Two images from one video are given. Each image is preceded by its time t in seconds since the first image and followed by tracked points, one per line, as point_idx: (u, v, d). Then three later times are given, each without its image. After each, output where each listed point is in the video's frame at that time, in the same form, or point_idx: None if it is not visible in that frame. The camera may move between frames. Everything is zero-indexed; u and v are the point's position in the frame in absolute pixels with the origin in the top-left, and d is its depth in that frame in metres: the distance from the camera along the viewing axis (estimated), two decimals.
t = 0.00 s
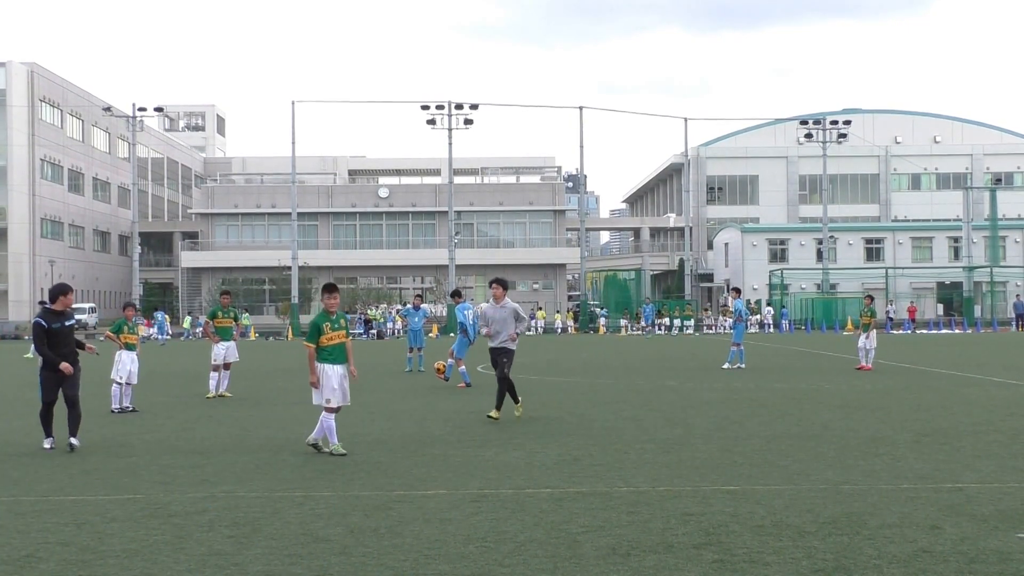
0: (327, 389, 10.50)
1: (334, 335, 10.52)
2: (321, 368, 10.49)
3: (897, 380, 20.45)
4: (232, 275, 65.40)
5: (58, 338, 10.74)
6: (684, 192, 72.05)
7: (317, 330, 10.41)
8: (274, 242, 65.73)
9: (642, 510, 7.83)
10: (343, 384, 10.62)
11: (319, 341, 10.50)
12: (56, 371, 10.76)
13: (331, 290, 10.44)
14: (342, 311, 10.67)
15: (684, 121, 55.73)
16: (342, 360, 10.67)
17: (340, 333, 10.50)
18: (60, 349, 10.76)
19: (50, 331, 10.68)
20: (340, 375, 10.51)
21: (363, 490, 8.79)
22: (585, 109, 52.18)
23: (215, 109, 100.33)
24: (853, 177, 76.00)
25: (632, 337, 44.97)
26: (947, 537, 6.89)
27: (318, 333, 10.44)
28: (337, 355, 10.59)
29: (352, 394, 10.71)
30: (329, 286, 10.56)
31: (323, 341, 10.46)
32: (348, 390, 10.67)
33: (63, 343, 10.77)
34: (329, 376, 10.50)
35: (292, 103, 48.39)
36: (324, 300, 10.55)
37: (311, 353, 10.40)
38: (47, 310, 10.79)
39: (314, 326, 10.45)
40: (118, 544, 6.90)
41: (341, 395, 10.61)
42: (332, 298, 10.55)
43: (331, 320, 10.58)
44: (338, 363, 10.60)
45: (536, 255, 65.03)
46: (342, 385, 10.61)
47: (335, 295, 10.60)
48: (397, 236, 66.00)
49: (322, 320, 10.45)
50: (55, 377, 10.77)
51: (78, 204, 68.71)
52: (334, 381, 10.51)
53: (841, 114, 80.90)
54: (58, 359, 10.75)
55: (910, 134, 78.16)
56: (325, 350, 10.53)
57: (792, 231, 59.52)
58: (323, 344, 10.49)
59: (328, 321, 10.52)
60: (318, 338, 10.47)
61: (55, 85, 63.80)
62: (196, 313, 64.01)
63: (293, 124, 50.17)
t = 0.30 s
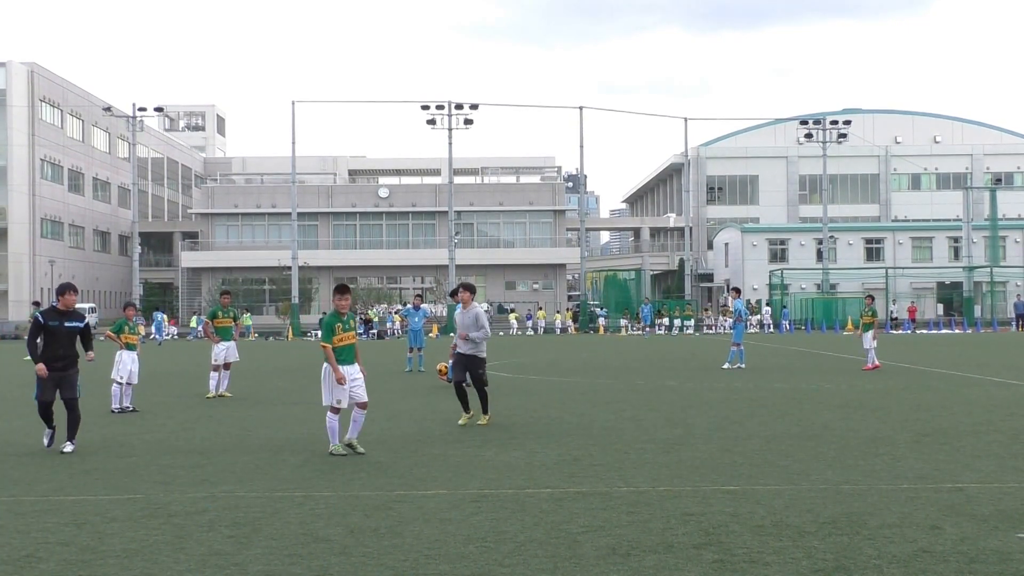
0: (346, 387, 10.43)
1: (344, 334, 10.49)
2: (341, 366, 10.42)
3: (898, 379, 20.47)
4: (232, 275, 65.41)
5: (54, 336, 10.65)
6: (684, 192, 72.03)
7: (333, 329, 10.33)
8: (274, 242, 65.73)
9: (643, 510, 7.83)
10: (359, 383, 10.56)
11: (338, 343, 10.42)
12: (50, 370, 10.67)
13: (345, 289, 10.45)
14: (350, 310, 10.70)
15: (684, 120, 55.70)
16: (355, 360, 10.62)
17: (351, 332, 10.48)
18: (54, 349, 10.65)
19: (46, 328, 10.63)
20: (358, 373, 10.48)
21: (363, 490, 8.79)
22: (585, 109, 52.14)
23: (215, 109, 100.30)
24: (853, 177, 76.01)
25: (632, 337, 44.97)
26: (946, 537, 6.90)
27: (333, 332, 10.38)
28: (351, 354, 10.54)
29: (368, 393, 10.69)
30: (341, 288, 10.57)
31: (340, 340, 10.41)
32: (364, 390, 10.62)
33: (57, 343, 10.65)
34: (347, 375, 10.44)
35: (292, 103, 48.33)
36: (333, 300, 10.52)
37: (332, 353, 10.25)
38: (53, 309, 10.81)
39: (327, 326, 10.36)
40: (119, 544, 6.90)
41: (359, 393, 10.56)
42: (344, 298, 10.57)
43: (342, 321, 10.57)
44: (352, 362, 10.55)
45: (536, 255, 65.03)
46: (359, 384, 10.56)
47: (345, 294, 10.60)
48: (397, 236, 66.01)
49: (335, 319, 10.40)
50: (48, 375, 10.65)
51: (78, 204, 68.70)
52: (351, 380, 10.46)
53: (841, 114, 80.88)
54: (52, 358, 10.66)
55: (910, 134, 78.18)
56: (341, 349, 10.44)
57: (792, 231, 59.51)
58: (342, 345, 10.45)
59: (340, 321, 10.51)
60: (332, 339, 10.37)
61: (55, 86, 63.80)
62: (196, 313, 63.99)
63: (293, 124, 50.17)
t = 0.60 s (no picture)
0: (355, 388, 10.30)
1: (360, 334, 10.40)
2: (353, 366, 10.32)
3: (899, 379, 20.46)
4: (232, 275, 65.45)
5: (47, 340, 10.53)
6: (683, 192, 72.03)
7: (345, 328, 10.30)
8: (274, 242, 65.71)
9: (643, 510, 7.83)
10: (369, 386, 10.37)
11: (352, 342, 10.37)
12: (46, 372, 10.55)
13: (359, 289, 10.41)
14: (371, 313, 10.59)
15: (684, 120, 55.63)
16: (371, 362, 10.48)
17: (366, 333, 10.38)
18: (47, 351, 10.52)
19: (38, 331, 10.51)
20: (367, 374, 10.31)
21: (364, 489, 8.80)
22: (585, 109, 52.10)
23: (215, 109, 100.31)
24: (853, 177, 76.02)
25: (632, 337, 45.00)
26: (946, 537, 6.90)
27: (345, 331, 10.34)
28: (364, 356, 10.40)
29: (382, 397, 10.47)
30: (358, 288, 10.51)
31: (350, 339, 10.34)
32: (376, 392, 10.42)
33: (51, 346, 10.53)
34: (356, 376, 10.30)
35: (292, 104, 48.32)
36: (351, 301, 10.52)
37: (342, 350, 10.23)
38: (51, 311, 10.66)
39: (341, 325, 10.36)
40: (119, 544, 6.90)
41: (369, 396, 10.35)
42: (359, 299, 10.47)
43: (359, 321, 10.50)
44: (366, 364, 10.42)
45: (536, 255, 65.03)
46: (370, 386, 10.37)
47: (362, 296, 10.52)
48: (397, 236, 66.01)
49: (349, 319, 10.38)
50: (45, 378, 10.58)
51: (78, 204, 68.69)
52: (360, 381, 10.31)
53: (841, 114, 80.83)
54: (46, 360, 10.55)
55: (910, 135, 78.19)
56: (353, 349, 10.35)
57: (792, 231, 59.51)
58: (355, 344, 10.36)
59: (355, 320, 10.45)
60: (345, 337, 10.35)
61: (55, 85, 63.81)
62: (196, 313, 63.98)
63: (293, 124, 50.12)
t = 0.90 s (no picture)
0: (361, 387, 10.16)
1: (369, 333, 10.27)
2: (355, 365, 10.21)
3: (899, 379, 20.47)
4: (232, 275, 65.47)
5: (37, 340, 10.13)
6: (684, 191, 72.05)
7: (356, 325, 10.21)
8: (274, 242, 65.72)
9: (642, 510, 7.82)
10: (376, 385, 10.21)
11: (363, 339, 10.27)
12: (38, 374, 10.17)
13: (373, 287, 10.29)
14: (389, 312, 10.39)
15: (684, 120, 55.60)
16: (383, 361, 10.32)
17: (374, 331, 10.22)
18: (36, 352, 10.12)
19: (27, 332, 10.11)
20: (375, 373, 10.15)
21: (364, 490, 8.79)
22: (585, 109, 52.05)
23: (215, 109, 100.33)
24: (853, 177, 76.01)
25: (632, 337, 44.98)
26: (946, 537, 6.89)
27: (355, 329, 10.23)
28: (374, 354, 10.25)
29: (391, 397, 10.27)
30: (372, 286, 10.38)
31: (360, 336, 10.23)
32: (384, 393, 10.24)
33: (41, 347, 10.12)
34: (361, 374, 10.17)
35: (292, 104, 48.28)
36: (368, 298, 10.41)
37: (348, 347, 10.16)
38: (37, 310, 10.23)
39: (353, 321, 10.27)
40: (119, 544, 6.90)
41: (376, 395, 10.19)
42: (373, 297, 10.32)
43: (373, 319, 10.34)
44: (377, 363, 10.28)
45: (536, 255, 65.03)
46: (377, 386, 10.21)
47: (377, 294, 10.38)
48: (397, 236, 66.02)
49: (362, 316, 10.27)
50: (37, 380, 10.20)
51: (78, 204, 68.67)
52: (366, 380, 10.15)
53: (841, 114, 80.78)
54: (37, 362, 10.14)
55: (911, 135, 78.19)
56: (361, 347, 10.24)
57: (792, 231, 59.52)
58: (364, 342, 10.25)
59: (368, 319, 10.30)
60: (356, 334, 10.26)
61: (55, 85, 63.81)
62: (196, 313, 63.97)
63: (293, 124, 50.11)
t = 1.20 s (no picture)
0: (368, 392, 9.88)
1: (375, 337, 9.90)
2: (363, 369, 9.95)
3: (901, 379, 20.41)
4: (232, 275, 65.43)
5: (34, 341, 9.93)
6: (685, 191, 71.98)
7: (365, 328, 9.87)
8: (275, 242, 65.69)
9: (643, 510, 7.78)
10: (385, 389, 9.91)
11: (373, 343, 9.94)
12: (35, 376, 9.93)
13: (379, 290, 9.97)
14: (393, 315, 10.06)
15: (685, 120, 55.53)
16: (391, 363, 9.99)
17: (379, 335, 9.86)
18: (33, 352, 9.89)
19: (23, 333, 9.89)
20: (385, 378, 9.85)
21: (364, 490, 8.76)
22: (585, 109, 51.96)
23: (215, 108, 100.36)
24: (853, 177, 75.97)
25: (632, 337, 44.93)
26: (948, 538, 6.84)
27: (360, 334, 9.89)
28: (383, 357, 9.94)
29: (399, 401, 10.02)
30: (375, 288, 10.04)
31: (368, 341, 9.92)
32: (393, 396, 9.99)
33: (37, 347, 9.90)
34: (371, 379, 9.88)
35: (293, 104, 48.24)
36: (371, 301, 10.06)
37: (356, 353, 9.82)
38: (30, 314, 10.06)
39: (359, 326, 9.90)
40: (119, 544, 6.86)
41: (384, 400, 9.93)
42: (375, 300, 10.01)
43: (378, 322, 9.95)
44: (385, 366, 9.96)
45: (537, 255, 64.97)
46: (386, 390, 9.93)
47: (381, 295, 10.06)
48: (398, 237, 65.96)
49: (369, 319, 9.94)
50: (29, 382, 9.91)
51: (78, 205, 68.64)
52: (375, 384, 9.85)
53: (842, 114, 80.70)
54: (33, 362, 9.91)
55: (911, 135, 78.12)
56: (369, 352, 9.92)
57: (792, 231, 59.50)
58: (373, 346, 9.94)
59: (372, 322, 9.91)
60: (362, 339, 9.92)
61: (55, 85, 63.78)
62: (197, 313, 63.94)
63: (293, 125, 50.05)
